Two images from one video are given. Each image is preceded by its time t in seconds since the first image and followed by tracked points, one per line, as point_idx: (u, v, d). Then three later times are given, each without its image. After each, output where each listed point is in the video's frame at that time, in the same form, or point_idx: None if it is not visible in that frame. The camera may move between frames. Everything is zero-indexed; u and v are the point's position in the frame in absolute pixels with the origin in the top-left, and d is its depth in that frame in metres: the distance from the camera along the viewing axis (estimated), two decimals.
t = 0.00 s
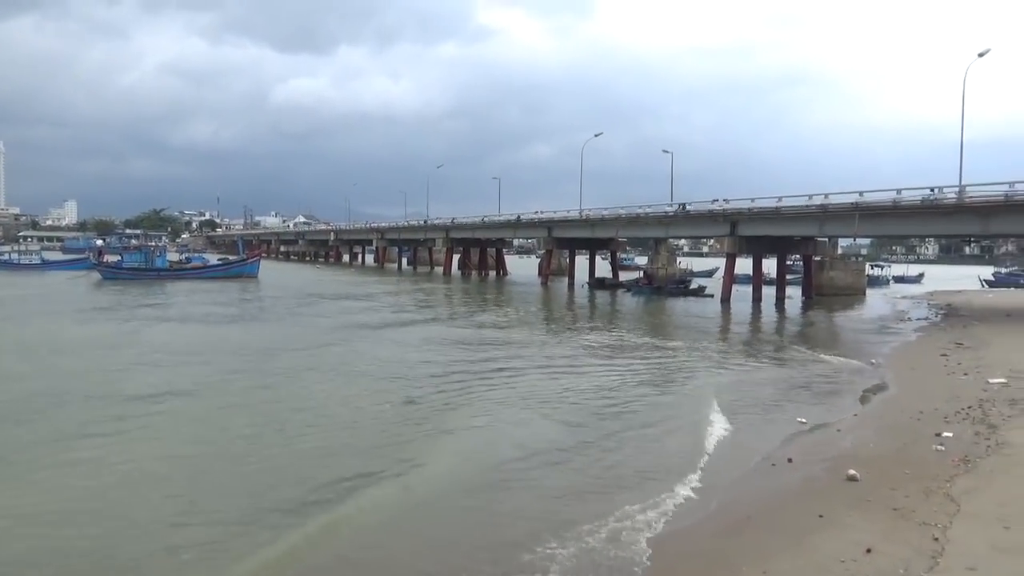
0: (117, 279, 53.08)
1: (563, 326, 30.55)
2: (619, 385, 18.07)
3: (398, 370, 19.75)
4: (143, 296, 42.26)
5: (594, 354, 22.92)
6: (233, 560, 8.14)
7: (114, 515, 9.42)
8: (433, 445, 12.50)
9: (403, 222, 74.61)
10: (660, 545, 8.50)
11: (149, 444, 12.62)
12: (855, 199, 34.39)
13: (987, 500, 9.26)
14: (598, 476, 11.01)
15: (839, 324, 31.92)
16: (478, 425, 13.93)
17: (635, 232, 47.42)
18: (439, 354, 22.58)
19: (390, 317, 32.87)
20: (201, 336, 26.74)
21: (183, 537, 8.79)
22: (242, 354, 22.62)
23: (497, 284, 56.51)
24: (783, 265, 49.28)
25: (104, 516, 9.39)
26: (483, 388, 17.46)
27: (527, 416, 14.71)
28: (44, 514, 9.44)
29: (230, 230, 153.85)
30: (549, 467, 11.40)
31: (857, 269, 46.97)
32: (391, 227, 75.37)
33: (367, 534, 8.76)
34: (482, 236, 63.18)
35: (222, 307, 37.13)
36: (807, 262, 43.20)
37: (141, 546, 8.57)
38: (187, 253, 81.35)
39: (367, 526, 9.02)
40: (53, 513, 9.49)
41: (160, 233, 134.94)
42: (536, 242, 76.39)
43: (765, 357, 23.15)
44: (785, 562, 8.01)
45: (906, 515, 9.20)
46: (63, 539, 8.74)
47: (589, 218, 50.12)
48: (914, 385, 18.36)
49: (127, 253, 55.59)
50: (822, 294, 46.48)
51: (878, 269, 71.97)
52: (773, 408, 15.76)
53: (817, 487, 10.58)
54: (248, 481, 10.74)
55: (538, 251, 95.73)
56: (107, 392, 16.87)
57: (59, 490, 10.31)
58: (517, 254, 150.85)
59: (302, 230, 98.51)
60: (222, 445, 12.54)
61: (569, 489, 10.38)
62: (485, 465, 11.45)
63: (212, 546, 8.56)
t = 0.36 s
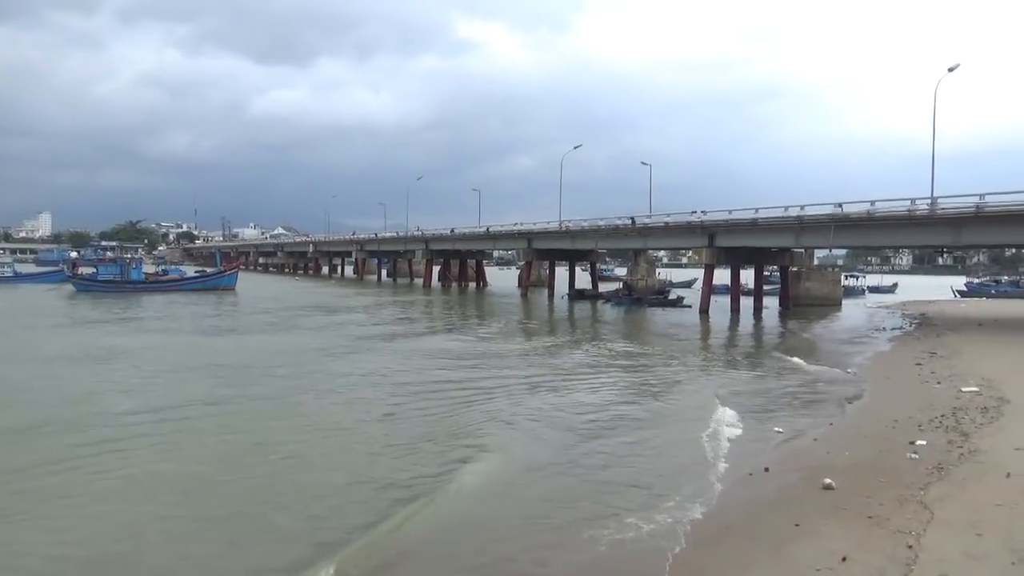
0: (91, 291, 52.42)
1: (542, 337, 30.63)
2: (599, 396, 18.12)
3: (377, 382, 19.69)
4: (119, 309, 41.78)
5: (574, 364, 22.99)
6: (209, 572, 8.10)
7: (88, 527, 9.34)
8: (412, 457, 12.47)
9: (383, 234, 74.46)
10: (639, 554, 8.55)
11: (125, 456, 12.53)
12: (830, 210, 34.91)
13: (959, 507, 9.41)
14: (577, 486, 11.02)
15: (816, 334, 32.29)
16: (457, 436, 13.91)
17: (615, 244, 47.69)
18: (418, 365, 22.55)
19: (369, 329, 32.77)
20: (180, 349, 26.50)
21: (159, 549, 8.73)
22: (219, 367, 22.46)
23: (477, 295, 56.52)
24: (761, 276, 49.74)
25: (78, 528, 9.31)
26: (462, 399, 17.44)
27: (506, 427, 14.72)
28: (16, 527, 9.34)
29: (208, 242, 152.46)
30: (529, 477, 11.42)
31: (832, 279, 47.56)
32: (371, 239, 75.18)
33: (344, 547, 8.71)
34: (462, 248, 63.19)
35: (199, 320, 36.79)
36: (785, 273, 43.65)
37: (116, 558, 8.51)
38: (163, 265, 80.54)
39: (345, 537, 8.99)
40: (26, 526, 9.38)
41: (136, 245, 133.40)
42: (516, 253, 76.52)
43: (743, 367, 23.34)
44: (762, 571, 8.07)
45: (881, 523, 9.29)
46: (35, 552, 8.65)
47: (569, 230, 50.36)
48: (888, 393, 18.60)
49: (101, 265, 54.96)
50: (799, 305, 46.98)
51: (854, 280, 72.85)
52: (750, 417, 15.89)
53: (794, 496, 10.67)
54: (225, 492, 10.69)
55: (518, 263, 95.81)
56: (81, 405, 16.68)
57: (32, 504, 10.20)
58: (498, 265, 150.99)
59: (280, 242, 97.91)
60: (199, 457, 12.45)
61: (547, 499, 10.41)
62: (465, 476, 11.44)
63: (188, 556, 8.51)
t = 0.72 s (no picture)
0: (57, 290, 51.45)
1: (516, 336, 30.72)
2: (572, 394, 18.23)
3: (349, 381, 19.62)
4: (86, 309, 41.10)
5: (548, 364, 23.08)
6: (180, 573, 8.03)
7: (54, 529, 9.24)
8: (385, 456, 12.46)
9: (356, 233, 74.03)
10: (611, 551, 8.64)
11: (92, 458, 12.40)
12: (800, 211, 35.40)
13: (922, 502, 9.62)
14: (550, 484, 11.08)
15: (786, 332, 32.74)
16: (429, 435, 13.90)
17: (589, 243, 47.94)
18: (392, 364, 22.46)
19: (342, 329, 32.61)
20: (149, 348, 26.14)
21: (127, 551, 8.66)
22: (189, 366, 22.21)
23: (451, 295, 56.42)
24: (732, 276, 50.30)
25: (44, 531, 9.19)
26: (435, 398, 17.45)
27: (479, 425, 14.77)
28: None
29: (178, 241, 150.27)
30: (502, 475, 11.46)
31: (802, 279, 48.22)
32: (344, 238, 74.75)
33: (317, 547, 8.68)
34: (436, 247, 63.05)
35: (168, 319, 36.35)
36: (756, 272, 44.18)
37: (82, 561, 8.39)
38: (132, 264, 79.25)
39: (316, 538, 8.96)
40: None
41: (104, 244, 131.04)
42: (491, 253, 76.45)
43: (714, 365, 23.59)
44: (731, 566, 8.20)
45: (847, 518, 9.49)
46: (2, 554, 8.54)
47: (543, 229, 50.48)
48: (855, 391, 18.91)
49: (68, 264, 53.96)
50: (769, 304, 47.59)
51: (823, 279, 73.95)
52: (720, 414, 16.09)
53: (762, 492, 10.82)
54: (195, 493, 10.61)
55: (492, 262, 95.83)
56: (46, 407, 16.42)
57: None
58: (472, 264, 150.75)
59: (252, 241, 96.87)
60: (167, 459, 12.31)
61: (519, 496, 10.48)
62: (437, 475, 11.45)
63: (157, 558, 8.44)
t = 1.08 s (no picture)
0: None
1: (442, 334, 30.69)
2: (499, 391, 18.37)
3: (272, 380, 19.23)
4: None
5: (475, 362, 23.19)
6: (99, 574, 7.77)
7: None
8: (311, 455, 12.29)
9: (279, 230, 72.33)
10: (536, 546, 8.80)
11: None
12: (719, 213, 36.59)
13: (829, 492, 10.17)
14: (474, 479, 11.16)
15: (705, 330, 33.79)
16: (355, 434, 13.79)
17: (516, 242, 48.24)
18: (317, 363, 22.12)
19: (263, 327, 31.85)
20: (56, 347, 24.87)
21: (40, 553, 8.30)
22: (100, 366, 21.28)
23: (377, 293, 55.84)
24: (654, 275, 51.52)
25: None
26: (361, 396, 17.30)
27: (405, 423, 14.74)
28: None
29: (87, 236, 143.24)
30: (430, 473, 11.50)
31: (720, 279, 49.85)
32: (266, 234, 72.91)
33: (237, 547, 8.50)
34: (361, 245, 62.26)
35: (77, 316, 34.69)
36: (677, 272, 45.41)
37: None
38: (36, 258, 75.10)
39: (240, 538, 8.79)
40: None
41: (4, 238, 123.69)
42: (417, 252, 75.99)
43: (637, 363, 24.17)
44: (651, 559, 8.48)
45: (760, 509, 9.94)
46: None
47: (470, 228, 50.53)
48: (768, 387, 19.73)
49: None
50: (689, 303, 48.99)
51: (740, 280, 76.59)
52: (642, 410, 16.53)
53: (682, 487, 11.20)
54: (111, 493, 10.23)
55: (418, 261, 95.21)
56: None
57: None
58: (398, 262, 149.06)
59: (168, 236, 93.30)
60: (80, 460, 11.81)
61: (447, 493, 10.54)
62: (365, 473, 11.40)
63: (74, 559, 8.15)
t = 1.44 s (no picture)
0: None
1: (369, 348, 30.34)
2: (427, 407, 18.29)
3: (193, 396, 18.63)
4: None
5: (402, 377, 23.02)
6: None
7: None
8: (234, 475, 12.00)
9: (200, 240, 70.14)
10: (465, 563, 8.83)
11: None
12: (644, 232, 37.50)
13: (746, 506, 10.56)
14: (402, 497, 11.06)
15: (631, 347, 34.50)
16: (280, 452, 13.50)
17: (445, 257, 48.19)
18: (240, 378, 21.55)
19: (183, 341, 30.80)
20: None
21: None
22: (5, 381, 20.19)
23: (302, 306, 54.78)
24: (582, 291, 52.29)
25: None
26: (286, 413, 16.95)
27: (332, 440, 14.51)
28: None
29: None
30: (357, 490, 11.39)
31: (646, 296, 50.99)
32: (187, 244, 70.58)
33: None
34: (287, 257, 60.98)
35: None
36: (604, 289, 46.22)
37: None
38: None
39: (158, 564, 8.53)
40: None
41: None
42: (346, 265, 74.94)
43: (564, 378, 24.47)
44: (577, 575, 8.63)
45: (682, 523, 10.23)
46: None
47: (399, 241, 50.21)
48: (691, 402, 20.31)
49: None
50: (615, 320, 49.88)
51: (664, 297, 78.41)
52: (569, 426, 16.75)
53: (607, 502, 11.42)
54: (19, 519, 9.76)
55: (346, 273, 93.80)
56: None
57: None
58: (325, 274, 146.32)
59: (80, 245, 89.12)
60: None
61: (375, 511, 10.46)
62: (291, 492, 11.19)
63: None
